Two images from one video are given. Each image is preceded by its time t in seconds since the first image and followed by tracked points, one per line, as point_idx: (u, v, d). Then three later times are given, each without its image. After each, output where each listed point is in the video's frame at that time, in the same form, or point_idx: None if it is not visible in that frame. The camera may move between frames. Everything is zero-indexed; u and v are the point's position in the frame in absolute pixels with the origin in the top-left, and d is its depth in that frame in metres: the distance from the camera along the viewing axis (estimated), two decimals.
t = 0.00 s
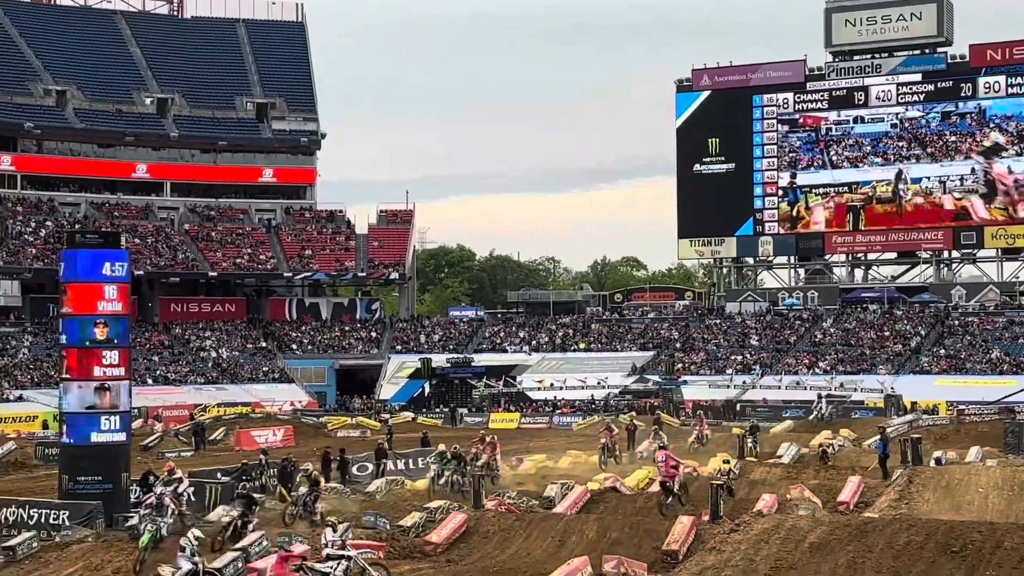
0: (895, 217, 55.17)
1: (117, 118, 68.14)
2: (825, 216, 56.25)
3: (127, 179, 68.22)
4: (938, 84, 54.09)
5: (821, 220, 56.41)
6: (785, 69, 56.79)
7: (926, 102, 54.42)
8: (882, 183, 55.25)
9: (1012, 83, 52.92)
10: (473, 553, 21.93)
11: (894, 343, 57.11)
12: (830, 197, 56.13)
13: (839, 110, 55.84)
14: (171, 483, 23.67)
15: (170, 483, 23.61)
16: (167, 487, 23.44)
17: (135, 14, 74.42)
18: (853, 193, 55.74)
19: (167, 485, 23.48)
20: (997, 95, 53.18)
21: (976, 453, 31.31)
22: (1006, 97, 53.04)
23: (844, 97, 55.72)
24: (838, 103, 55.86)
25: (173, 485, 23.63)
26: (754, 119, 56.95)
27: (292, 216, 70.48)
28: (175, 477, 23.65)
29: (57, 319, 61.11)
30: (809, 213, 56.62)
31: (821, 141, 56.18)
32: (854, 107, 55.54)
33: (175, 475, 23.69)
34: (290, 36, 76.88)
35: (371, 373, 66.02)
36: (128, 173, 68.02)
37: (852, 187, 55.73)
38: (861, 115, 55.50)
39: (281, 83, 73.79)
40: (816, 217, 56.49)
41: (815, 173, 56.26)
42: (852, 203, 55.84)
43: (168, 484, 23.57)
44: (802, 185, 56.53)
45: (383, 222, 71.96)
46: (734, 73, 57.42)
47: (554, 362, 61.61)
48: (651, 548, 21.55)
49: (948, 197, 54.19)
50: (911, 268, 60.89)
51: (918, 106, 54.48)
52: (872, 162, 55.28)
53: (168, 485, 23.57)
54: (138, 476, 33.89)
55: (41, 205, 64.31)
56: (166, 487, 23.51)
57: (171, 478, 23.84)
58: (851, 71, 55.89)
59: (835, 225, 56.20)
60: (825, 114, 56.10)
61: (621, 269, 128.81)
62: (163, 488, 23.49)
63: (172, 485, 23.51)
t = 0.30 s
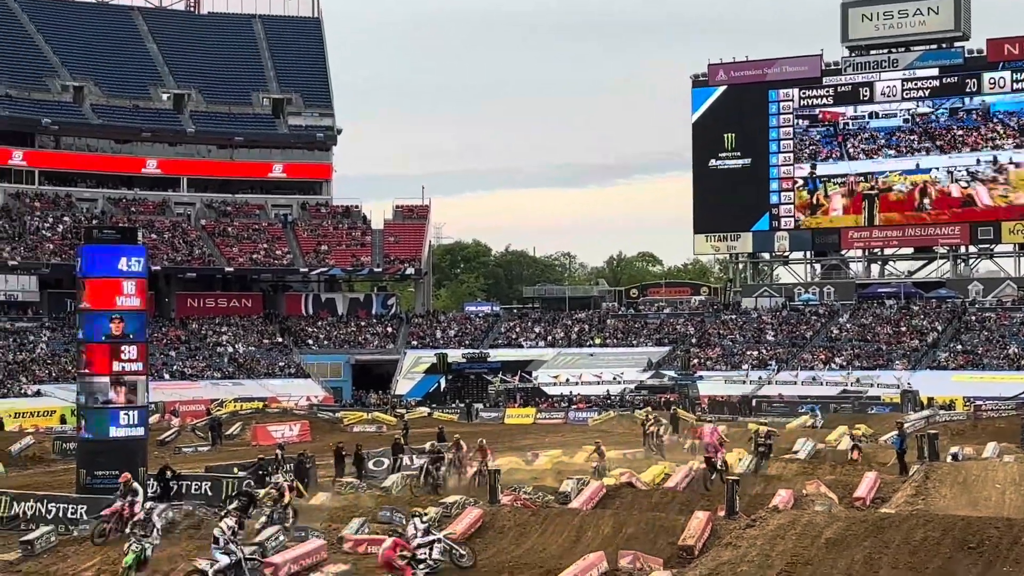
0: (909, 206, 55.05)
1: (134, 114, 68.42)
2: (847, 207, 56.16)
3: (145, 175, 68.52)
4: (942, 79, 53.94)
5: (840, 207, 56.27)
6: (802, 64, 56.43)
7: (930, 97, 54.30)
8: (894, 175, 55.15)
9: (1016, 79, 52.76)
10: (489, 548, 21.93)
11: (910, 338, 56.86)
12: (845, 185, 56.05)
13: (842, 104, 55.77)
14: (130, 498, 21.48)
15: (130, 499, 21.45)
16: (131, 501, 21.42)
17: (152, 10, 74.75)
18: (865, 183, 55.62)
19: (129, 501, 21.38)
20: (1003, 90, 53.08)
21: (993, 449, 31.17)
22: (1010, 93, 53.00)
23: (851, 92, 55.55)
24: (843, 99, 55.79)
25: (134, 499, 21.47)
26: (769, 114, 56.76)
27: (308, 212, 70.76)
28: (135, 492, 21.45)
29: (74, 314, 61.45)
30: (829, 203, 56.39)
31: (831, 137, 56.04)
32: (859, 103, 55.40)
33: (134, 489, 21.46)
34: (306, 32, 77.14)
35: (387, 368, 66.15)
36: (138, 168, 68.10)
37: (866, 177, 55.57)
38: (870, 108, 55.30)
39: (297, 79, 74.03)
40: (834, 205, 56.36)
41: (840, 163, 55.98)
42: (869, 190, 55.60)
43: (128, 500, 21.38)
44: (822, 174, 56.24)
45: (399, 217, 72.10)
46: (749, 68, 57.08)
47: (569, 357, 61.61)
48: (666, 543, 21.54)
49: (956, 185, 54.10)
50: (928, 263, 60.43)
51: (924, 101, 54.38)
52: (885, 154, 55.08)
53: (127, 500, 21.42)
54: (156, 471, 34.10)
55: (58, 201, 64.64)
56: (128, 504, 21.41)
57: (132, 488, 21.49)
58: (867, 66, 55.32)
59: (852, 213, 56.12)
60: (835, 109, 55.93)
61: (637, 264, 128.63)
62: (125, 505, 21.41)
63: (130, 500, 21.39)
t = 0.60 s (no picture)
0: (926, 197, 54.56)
1: (154, 110, 68.74)
2: (869, 202, 55.59)
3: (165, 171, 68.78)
4: (949, 74, 53.85)
5: (858, 194, 55.86)
6: (820, 58, 56.25)
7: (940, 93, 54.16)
8: (903, 167, 54.81)
9: None
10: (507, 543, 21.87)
11: (931, 333, 56.49)
12: (862, 175, 55.70)
13: (849, 101, 55.79)
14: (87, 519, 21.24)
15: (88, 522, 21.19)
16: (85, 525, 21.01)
17: (172, 5, 75.13)
18: (880, 173, 55.20)
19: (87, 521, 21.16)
20: (1011, 85, 52.77)
21: (1015, 445, 30.91)
22: (1019, 89, 52.62)
23: (858, 91, 55.62)
24: (849, 96, 55.84)
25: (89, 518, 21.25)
26: (789, 108, 56.46)
27: (327, 207, 70.89)
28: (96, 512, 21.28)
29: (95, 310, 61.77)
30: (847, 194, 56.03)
31: (844, 136, 55.99)
32: (867, 98, 55.44)
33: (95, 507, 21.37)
34: (325, 28, 77.38)
35: (407, 363, 66.25)
36: (151, 164, 68.03)
37: (883, 166, 55.10)
38: (878, 104, 55.27)
39: (316, 74, 74.26)
40: (855, 201, 55.89)
41: (857, 155, 55.70)
42: (885, 179, 55.12)
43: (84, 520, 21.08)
44: (842, 165, 55.97)
45: (418, 213, 72.18)
46: (768, 63, 56.93)
47: (588, 352, 61.54)
48: (687, 538, 21.48)
49: (971, 174, 53.60)
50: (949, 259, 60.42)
51: (931, 96, 54.31)
52: (894, 148, 54.83)
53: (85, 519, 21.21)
54: (176, 466, 34.28)
55: (79, 197, 64.98)
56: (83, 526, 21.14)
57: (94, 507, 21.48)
58: (887, 60, 55.14)
59: (869, 201, 55.65)
60: (849, 106, 55.84)
61: (656, 259, 128.23)
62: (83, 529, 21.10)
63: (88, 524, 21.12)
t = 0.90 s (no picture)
0: (945, 196, 54.34)
1: (177, 107, 69.10)
2: (886, 194, 55.36)
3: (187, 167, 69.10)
4: (959, 69, 53.50)
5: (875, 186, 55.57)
6: (843, 53, 55.77)
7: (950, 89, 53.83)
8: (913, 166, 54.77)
9: None
10: (529, 539, 21.84)
11: (954, 329, 56.11)
12: (881, 171, 55.37)
13: (868, 105, 55.45)
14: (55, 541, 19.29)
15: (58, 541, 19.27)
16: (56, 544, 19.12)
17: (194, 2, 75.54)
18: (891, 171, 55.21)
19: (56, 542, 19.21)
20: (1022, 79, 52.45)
21: None
22: None
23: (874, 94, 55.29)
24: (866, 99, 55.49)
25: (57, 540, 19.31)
26: (811, 103, 56.12)
27: (349, 203, 71.07)
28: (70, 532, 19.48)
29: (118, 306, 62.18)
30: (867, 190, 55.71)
31: (861, 142, 55.61)
32: (876, 95, 55.24)
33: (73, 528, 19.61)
34: (346, 24, 77.63)
35: (429, 359, 66.35)
36: (166, 160, 68.31)
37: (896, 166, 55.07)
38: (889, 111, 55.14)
39: (337, 70, 74.50)
40: (873, 194, 55.65)
41: (877, 157, 55.38)
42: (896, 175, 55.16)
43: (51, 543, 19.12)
44: (862, 163, 55.67)
45: (439, 208, 72.29)
46: (791, 57, 56.43)
47: (610, 348, 61.49)
48: (708, 534, 21.39)
49: (986, 173, 53.43)
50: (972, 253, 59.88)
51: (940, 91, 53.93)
52: (904, 151, 54.75)
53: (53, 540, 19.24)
54: (198, 461, 34.50)
55: (102, 193, 65.37)
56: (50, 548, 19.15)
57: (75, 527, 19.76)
58: (910, 54, 54.43)
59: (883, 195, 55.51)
60: (868, 113, 55.52)
61: (678, 255, 127.89)
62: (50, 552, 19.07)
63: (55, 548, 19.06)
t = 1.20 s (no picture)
0: (971, 194, 53.80)
1: (200, 105, 69.46)
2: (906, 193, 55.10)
3: (211, 166, 69.46)
4: (969, 65, 53.22)
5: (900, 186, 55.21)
6: (867, 47, 55.52)
7: (958, 85, 53.48)
8: (932, 165, 54.28)
9: None
10: (554, 535, 21.86)
11: (979, 324, 55.66)
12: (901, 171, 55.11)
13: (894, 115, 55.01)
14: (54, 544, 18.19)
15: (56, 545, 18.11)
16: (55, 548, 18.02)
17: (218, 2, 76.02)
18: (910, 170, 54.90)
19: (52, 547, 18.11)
20: None
21: None
22: None
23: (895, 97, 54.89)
24: (893, 107, 55.01)
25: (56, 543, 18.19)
26: (834, 99, 55.77)
27: (371, 200, 71.30)
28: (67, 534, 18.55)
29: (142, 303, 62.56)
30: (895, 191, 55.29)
31: (889, 148, 55.15)
32: (887, 91, 54.92)
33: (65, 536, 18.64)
34: (368, 22, 77.84)
35: (451, 356, 66.41)
36: (182, 158, 68.48)
37: (915, 165, 54.73)
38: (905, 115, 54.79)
39: (359, 68, 74.72)
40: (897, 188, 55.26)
41: (902, 157, 54.99)
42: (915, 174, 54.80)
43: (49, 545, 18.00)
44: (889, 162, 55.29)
45: (462, 205, 72.35)
46: (814, 52, 56.08)
47: (632, 344, 61.34)
48: (732, 531, 21.32)
49: (1005, 169, 52.96)
50: (997, 248, 59.41)
51: (950, 87, 53.56)
52: (922, 152, 54.38)
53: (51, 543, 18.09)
54: (223, 458, 34.70)
55: (126, 191, 65.77)
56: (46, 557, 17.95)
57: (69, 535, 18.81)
58: (932, 50, 54.70)
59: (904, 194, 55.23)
60: (896, 121, 55.05)
61: (701, 251, 127.50)
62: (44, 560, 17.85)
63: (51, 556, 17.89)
